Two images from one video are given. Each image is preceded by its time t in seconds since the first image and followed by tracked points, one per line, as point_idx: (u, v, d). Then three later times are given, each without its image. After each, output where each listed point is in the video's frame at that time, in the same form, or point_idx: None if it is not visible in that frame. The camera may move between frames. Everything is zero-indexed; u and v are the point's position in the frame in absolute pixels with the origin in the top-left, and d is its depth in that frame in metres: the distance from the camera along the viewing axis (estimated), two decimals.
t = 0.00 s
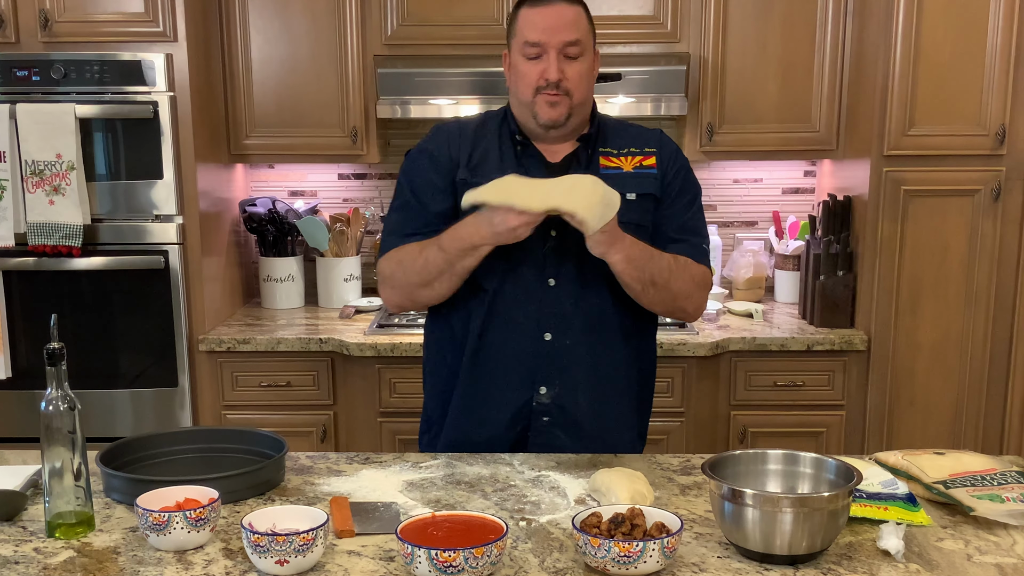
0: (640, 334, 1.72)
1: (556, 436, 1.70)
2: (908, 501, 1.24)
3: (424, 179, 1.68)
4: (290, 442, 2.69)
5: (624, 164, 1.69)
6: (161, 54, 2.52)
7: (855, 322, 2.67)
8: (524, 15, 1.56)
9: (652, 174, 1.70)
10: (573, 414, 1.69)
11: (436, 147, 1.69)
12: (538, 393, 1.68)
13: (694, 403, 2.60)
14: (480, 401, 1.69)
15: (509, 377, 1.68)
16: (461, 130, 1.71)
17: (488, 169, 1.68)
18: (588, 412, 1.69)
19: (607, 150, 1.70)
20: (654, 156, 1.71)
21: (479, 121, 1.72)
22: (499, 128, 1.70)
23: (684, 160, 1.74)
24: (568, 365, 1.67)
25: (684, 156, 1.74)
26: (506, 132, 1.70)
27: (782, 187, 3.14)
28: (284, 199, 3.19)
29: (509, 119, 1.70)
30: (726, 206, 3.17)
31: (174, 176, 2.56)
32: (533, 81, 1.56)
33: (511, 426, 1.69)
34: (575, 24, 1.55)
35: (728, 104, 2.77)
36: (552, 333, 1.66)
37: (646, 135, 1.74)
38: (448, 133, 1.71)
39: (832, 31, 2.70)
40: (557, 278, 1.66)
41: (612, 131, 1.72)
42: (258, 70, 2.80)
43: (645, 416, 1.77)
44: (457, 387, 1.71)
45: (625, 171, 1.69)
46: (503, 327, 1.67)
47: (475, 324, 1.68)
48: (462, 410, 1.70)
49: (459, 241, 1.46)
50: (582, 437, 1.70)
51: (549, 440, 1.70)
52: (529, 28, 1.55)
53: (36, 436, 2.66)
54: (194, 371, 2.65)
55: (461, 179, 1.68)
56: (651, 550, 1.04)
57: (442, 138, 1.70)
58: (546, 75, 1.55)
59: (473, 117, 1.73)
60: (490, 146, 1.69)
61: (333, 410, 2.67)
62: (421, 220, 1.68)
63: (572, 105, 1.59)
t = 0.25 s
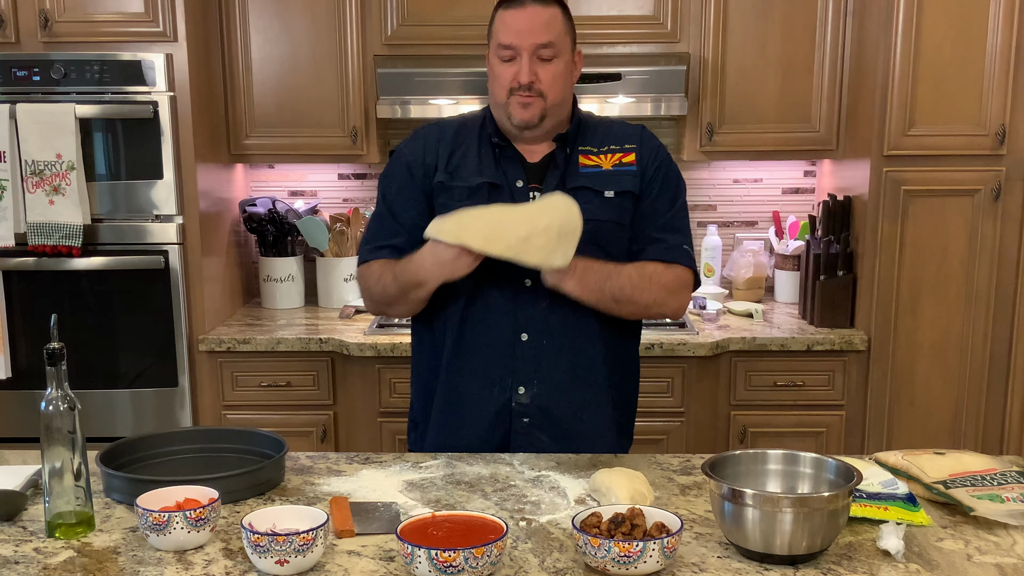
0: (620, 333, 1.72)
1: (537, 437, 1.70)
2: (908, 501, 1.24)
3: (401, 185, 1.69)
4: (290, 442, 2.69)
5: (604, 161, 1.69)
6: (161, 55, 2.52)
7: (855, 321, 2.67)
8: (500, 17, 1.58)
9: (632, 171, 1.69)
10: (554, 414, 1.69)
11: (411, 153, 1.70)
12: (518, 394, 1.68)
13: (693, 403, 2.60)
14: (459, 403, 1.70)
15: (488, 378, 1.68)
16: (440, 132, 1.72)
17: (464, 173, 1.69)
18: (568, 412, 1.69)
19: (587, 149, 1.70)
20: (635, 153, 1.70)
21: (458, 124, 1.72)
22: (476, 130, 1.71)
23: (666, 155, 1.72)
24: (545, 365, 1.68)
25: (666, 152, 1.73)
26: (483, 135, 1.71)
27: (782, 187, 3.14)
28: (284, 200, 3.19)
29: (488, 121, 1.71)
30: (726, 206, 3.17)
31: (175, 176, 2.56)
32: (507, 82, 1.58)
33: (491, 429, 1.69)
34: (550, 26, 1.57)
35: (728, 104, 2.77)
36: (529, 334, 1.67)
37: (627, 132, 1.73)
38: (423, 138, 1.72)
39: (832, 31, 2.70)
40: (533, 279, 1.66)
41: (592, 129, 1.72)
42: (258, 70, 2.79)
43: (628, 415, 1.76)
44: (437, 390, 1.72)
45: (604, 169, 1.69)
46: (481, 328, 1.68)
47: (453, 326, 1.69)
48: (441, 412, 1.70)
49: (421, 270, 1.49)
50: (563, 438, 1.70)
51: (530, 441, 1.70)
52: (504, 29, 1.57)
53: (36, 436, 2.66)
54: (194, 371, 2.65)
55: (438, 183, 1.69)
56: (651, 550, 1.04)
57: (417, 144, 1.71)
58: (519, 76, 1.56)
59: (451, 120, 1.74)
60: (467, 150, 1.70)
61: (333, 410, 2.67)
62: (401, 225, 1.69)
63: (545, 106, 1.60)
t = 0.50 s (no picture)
0: (608, 327, 1.71)
1: (530, 434, 1.69)
2: (908, 501, 1.24)
3: (388, 188, 1.69)
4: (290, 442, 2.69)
5: (584, 159, 1.69)
6: (161, 54, 2.52)
7: (855, 321, 2.67)
8: (482, 17, 1.59)
9: (612, 167, 1.69)
10: (545, 411, 1.68)
11: (400, 157, 1.71)
12: (508, 391, 1.68)
13: (694, 403, 2.60)
14: (452, 402, 1.71)
15: (479, 377, 1.69)
16: (427, 137, 1.73)
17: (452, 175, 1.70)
18: (559, 408, 1.69)
19: (568, 147, 1.70)
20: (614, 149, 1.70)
21: (446, 128, 1.73)
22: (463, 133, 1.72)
23: (645, 150, 1.72)
24: (534, 363, 1.67)
25: (646, 147, 1.73)
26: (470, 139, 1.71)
27: (782, 187, 3.14)
28: (284, 200, 3.19)
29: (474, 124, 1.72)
30: (726, 206, 3.17)
31: (175, 176, 2.56)
32: (488, 78, 1.57)
33: (485, 428, 1.69)
34: (530, 24, 1.57)
35: (728, 104, 2.77)
36: (516, 332, 1.67)
37: (606, 130, 1.73)
38: (413, 143, 1.73)
39: (832, 31, 2.70)
40: (518, 276, 1.66)
41: (571, 129, 1.73)
42: (258, 70, 2.79)
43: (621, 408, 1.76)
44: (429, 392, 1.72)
45: (584, 166, 1.69)
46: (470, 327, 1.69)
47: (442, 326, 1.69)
48: (435, 412, 1.71)
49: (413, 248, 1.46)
50: (556, 434, 1.69)
51: (523, 440, 1.69)
52: (485, 27, 1.58)
53: (36, 436, 2.66)
54: (194, 371, 2.66)
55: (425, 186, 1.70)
56: (652, 550, 1.04)
57: (407, 148, 1.72)
58: (500, 72, 1.56)
59: (439, 125, 1.75)
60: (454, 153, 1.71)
61: (333, 410, 2.67)
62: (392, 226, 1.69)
63: (526, 105, 1.59)
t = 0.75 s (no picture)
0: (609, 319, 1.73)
1: (537, 429, 1.69)
2: (908, 502, 1.24)
3: (389, 193, 1.68)
4: (290, 442, 2.69)
5: (578, 157, 1.69)
6: (161, 54, 2.52)
7: (855, 321, 2.67)
8: (478, 12, 1.62)
9: (606, 165, 1.70)
10: (552, 406, 1.69)
11: (397, 162, 1.70)
12: (514, 387, 1.68)
13: (694, 403, 2.59)
14: (458, 401, 1.70)
15: (484, 374, 1.69)
16: (421, 142, 1.72)
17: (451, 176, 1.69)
18: (565, 402, 1.70)
19: (562, 145, 1.70)
20: (608, 147, 1.70)
21: (441, 131, 1.73)
22: (459, 134, 1.71)
23: (638, 147, 1.73)
24: (539, 357, 1.68)
25: (639, 144, 1.74)
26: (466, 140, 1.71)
27: (782, 187, 3.14)
28: (284, 200, 3.19)
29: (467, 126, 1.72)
30: (726, 206, 3.17)
31: (175, 176, 2.56)
32: (485, 70, 1.58)
33: (491, 426, 1.69)
34: (526, 19, 1.60)
35: (728, 104, 2.77)
36: (521, 327, 1.67)
37: (598, 128, 1.74)
38: (408, 147, 1.72)
39: (832, 31, 2.70)
40: (520, 272, 1.67)
41: (564, 127, 1.73)
42: (258, 70, 2.80)
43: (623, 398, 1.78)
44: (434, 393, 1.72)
45: (579, 164, 1.69)
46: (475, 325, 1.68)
47: (446, 327, 1.69)
48: (440, 412, 1.70)
49: (423, 270, 1.49)
50: (562, 428, 1.70)
51: (530, 435, 1.69)
52: (481, 21, 1.60)
53: (36, 436, 2.66)
54: (194, 371, 2.65)
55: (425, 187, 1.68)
56: (652, 550, 1.04)
57: (403, 153, 1.71)
58: (496, 63, 1.57)
59: (432, 129, 1.74)
60: (451, 154, 1.70)
61: (333, 410, 2.67)
62: (396, 232, 1.66)
63: (523, 97, 1.60)
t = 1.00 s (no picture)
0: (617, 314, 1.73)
1: (549, 426, 1.69)
2: (908, 501, 1.24)
3: (394, 194, 1.67)
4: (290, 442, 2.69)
5: (581, 151, 1.69)
6: (161, 55, 2.52)
7: (855, 321, 2.67)
8: (478, 9, 1.62)
9: (608, 157, 1.70)
10: (563, 402, 1.69)
11: (401, 164, 1.69)
12: (527, 385, 1.68)
13: (694, 403, 2.59)
14: (469, 400, 1.70)
15: (495, 373, 1.68)
16: (424, 144, 1.71)
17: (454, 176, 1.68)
18: (577, 398, 1.70)
19: (563, 141, 1.70)
20: (609, 140, 1.71)
21: (441, 132, 1.73)
22: (461, 135, 1.71)
23: (637, 138, 1.73)
24: (549, 352, 1.68)
25: (637, 135, 1.74)
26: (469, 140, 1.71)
27: (782, 187, 3.14)
28: (284, 200, 3.19)
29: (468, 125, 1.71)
30: (726, 206, 3.17)
31: (174, 176, 2.56)
32: (487, 66, 1.58)
33: (504, 424, 1.69)
34: (526, 16, 1.60)
35: (728, 104, 2.77)
36: (532, 324, 1.67)
37: (596, 122, 1.74)
38: (411, 148, 1.71)
39: (832, 32, 2.70)
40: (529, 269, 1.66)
41: (563, 123, 1.73)
42: (258, 71, 2.80)
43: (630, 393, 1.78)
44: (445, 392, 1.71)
45: (582, 158, 1.69)
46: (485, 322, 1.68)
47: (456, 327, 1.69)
48: (452, 412, 1.70)
49: (444, 269, 1.45)
50: (576, 425, 1.70)
51: (543, 432, 1.69)
52: (482, 18, 1.60)
53: (36, 436, 2.66)
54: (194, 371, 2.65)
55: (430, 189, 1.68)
56: (652, 550, 1.04)
57: (406, 155, 1.70)
58: (498, 58, 1.57)
59: (432, 130, 1.74)
60: (454, 154, 1.69)
61: (333, 410, 2.67)
62: (405, 233, 1.65)
63: (525, 92, 1.60)
